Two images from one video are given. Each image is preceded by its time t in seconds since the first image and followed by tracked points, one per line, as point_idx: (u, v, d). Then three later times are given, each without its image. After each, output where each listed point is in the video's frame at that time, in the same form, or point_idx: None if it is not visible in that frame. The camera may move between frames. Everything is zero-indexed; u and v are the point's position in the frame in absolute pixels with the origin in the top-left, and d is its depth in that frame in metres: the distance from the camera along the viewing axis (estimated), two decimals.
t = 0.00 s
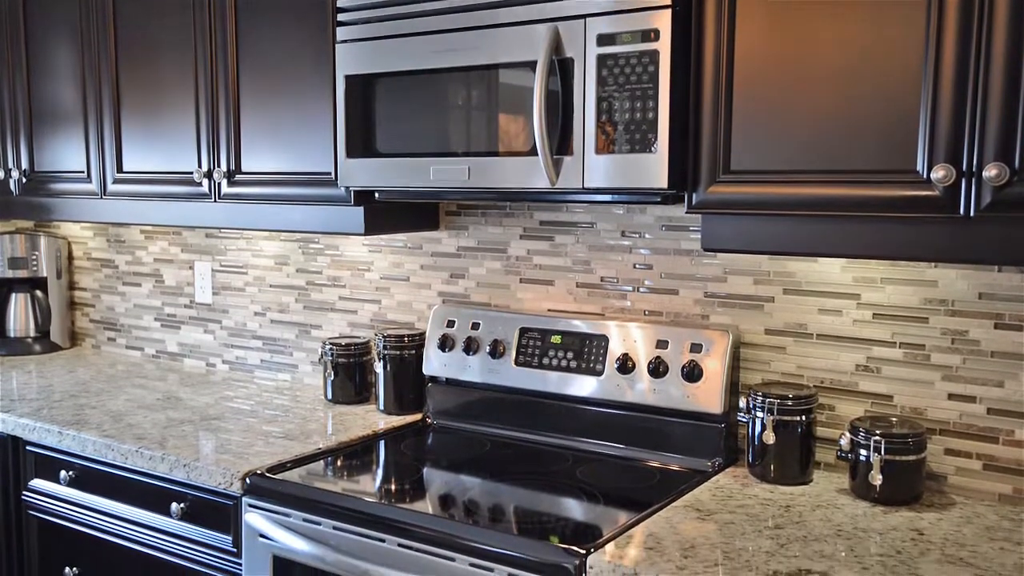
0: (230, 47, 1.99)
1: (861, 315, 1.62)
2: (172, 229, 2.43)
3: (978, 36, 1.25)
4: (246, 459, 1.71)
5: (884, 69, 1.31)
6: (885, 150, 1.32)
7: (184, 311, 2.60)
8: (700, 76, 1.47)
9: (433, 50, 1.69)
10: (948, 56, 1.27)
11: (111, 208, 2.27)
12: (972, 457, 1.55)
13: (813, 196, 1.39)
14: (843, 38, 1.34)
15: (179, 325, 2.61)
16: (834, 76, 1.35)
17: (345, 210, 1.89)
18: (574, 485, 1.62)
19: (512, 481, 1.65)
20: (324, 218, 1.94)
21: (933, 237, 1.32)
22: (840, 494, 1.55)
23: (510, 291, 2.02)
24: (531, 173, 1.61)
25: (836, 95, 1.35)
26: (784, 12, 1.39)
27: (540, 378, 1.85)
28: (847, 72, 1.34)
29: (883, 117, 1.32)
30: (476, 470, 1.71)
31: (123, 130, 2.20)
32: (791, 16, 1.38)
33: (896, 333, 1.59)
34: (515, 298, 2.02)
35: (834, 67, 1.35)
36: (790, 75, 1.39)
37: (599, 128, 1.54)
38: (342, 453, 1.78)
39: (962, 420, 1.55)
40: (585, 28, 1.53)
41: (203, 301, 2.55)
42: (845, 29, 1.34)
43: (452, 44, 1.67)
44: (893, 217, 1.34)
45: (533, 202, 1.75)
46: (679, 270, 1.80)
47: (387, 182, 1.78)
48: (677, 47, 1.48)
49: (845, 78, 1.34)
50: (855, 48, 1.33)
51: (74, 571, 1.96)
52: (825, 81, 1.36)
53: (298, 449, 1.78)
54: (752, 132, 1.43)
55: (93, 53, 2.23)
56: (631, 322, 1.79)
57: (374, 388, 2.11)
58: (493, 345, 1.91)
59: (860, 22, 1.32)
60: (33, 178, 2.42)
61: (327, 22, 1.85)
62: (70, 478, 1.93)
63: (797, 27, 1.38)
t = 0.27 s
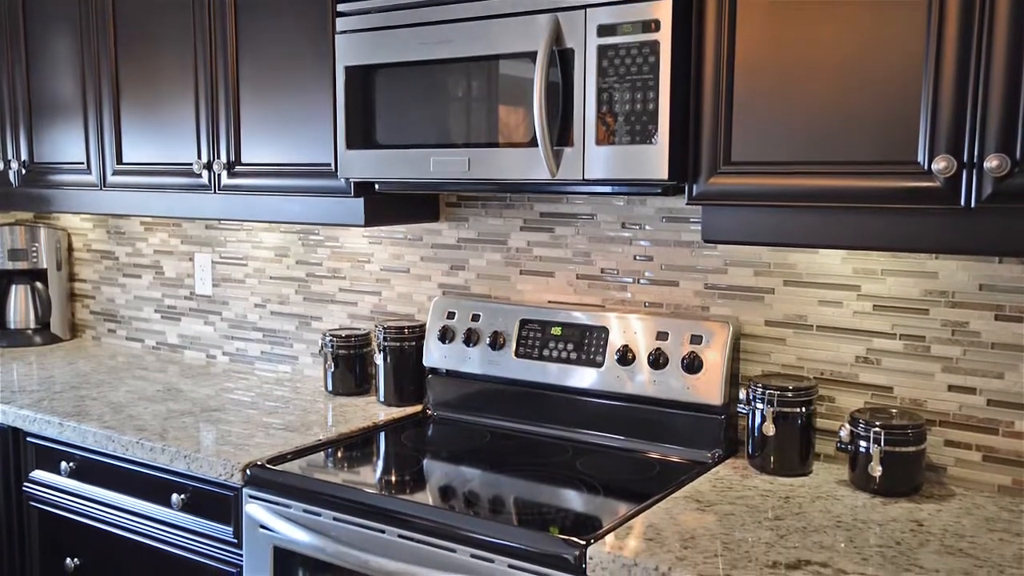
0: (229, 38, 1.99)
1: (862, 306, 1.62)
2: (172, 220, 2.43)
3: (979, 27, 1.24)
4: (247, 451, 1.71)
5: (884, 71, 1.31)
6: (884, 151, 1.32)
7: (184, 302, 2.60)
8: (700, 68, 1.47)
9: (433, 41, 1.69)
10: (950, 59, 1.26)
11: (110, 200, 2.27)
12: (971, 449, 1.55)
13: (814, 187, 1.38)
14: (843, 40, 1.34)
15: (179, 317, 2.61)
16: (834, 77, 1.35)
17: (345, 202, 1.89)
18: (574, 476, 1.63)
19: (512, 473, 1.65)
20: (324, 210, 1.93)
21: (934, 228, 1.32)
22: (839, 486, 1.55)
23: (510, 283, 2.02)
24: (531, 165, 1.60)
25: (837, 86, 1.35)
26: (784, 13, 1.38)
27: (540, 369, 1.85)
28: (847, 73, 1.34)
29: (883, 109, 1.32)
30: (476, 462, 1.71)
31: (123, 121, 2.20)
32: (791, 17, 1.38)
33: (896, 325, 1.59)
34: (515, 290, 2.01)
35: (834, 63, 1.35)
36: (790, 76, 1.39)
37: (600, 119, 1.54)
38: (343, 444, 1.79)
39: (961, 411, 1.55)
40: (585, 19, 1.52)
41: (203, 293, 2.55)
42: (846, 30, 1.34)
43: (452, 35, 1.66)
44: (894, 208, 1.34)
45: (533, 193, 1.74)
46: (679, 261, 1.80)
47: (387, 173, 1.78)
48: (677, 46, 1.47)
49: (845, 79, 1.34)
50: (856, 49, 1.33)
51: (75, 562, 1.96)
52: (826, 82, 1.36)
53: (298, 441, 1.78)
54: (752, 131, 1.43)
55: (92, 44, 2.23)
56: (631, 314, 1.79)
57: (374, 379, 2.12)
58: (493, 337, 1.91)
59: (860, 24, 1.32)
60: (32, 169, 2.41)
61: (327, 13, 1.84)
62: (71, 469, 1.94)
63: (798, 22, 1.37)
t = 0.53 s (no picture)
0: (228, 28, 1.98)
1: (862, 298, 1.62)
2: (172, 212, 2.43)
3: (981, 18, 1.24)
4: (247, 442, 1.71)
5: (884, 72, 1.31)
6: (884, 147, 1.32)
7: (184, 294, 2.60)
8: (700, 59, 1.47)
9: (433, 32, 1.68)
10: (951, 60, 1.26)
11: (110, 191, 2.27)
12: (971, 440, 1.55)
13: (814, 179, 1.38)
14: (844, 31, 1.33)
15: (179, 308, 2.61)
16: (834, 77, 1.35)
17: (345, 193, 1.89)
18: (574, 468, 1.63)
19: (512, 464, 1.65)
20: (324, 201, 1.93)
21: (935, 220, 1.32)
22: (839, 477, 1.55)
23: (510, 275, 2.02)
24: (531, 156, 1.60)
25: (838, 78, 1.35)
26: (784, 4, 1.38)
27: (540, 361, 1.85)
28: (847, 74, 1.34)
29: (883, 100, 1.31)
30: (477, 453, 1.71)
31: (122, 112, 2.20)
32: (791, 9, 1.37)
33: (896, 317, 1.59)
34: (515, 282, 2.01)
35: (835, 55, 1.35)
36: (790, 76, 1.39)
37: (600, 110, 1.53)
38: (343, 436, 1.79)
39: (961, 403, 1.55)
40: (585, 10, 1.52)
41: (203, 285, 2.55)
42: (846, 22, 1.33)
43: (452, 26, 1.66)
44: (894, 199, 1.33)
45: (533, 184, 1.74)
46: (679, 253, 1.80)
47: (387, 165, 1.78)
48: (677, 46, 1.47)
49: (845, 79, 1.34)
50: (856, 40, 1.33)
51: (76, 553, 1.97)
52: (826, 83, 1.36)
53: (299, 433, 1.78)
54: (752, 129, 1.43)
55: (91, 35, 2.22)
56: (631, 305, 1.78)
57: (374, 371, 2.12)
58: (493, 329, 1.91)
59: (861, 15, 1.32)
60: (31, 161, 2.41)
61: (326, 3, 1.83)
62: (72, 460, 1.94)
63: (798, 14, 1.37)
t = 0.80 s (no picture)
0: (227, 17, 1.97)
1: (862, 288, 1.62)
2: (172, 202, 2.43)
3: (983, 6, 1.23)
4: (247, 432, 1.72)
5: (885, 61, 1.31)
6: (885, 136, 1.32)
7: (184, 284, 2.60)
8: (701, 48, 1.46)
9: (433, 21, 1.67)
10: (952, 53, 1.26)
11: (109, 181, 2.26)
12: (971, 430, 1.55)
13: (814, 168, 1.38)
14: (845, 20, 1.33)
15: (179, 298, 2.62)
16: (835, 67, 1.35)
17: (345, 182, 1.88)
18: (574, 457, 1.63)
19: (512, 454, 1.65)
20: (324, 191, 1.93)
21: (936, 209, 1.32)
22: (839, 466, 1.55)
23: (510, 265, 2.02)
24: (531, 146, 1.60)
25: (839, 67, 1.34)
26: None
27: (540, 351, 1.85)
28: (848, 63, 1.33)
29: (885, 90, 1.31)
30: (477, 443, 1.72)
31: (121, 101, 2.19)
32: None
33: (897, 307, 1.59)
34: (515, 272, 2.01)
35: (836, 44, 1.34)
36: (791, 65, 1.38)
37: (601, 100, 1.53)
38: (343, 425, 1.79)
39: (961, 392, 1.55)
40: None
41: (203, 275, 2.55)
42: (847, 11, 1.33)
43: (452, 15, 1.65)
44: (895, 188, 1.33)
45: (533, 174, 1.74)
46: (679, 243, 1.80)
47: (387, 155, 1.78)
48: (678, 35, 1.47)
49: (846, 68, 1.34)
50: (857, 29, 1.32)
51: (77, 542, 1.97)
52: (827, 72, 1.35)
53: (299, 422, 1.79)
54: (753, 123, 1.43)
55: (89, 23, 2.21)
56: (631, 295, 1.78)
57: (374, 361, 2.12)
58: (493, 318, 1.91)
59: (863, 4, 1.31)
60: (30, 150, 2.41)
61: None
62: (72, 449, 1.94)
63: (799, 2, 1.36)
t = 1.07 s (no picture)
0: (226, 6, 1.97)
1: (862, 279, 1.62)
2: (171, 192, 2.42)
3: None
4: (247, 422, 1.72)
5: (886, 51, 1.30)
6: (886, 127, 1.32)
7: (184, 275, 2.60)
8: (702, 38, 1.46)
9: (433, 11, 1.67)
10: (954, 43, 1.25)
11: (109, 171, 2.26)
12: (970, 421, 1.55)
13: (815, 159, 1.38)
14: (846, 10, 1.32)
15: (179, 289, 2.61)
16: (836, 57, 1.34)
17: (345, 173, 1.88)
18: (575, 447, 1.63)
19: (512, 444, 1.66)
20: (324, 181, 1.93)
21: (936, 199, 1.31)
22: (839, 457, 1.56)
23: (510, 255, 2.02)
24: (532, 136, 1.60)
25: (840, 57, 1.34)
26: None
27: (540, 341, 1.85)
28: (849, 53, 1.33)
29: (886, 80, 1.31)
30: (477, 433, 1.72)
31: (121, 92, 2.19)
32: None
33: (897, 297, 1.59)
34: (515, 263, 2.01)
35: (837, 33, 1.34)
36: (791, 55, 1.38)
37: (601, 90, 1.53)
38: (343, 416, 1.79)
39: (961, 382, 1.55)
40: None
41: (203, 265, 2.55)
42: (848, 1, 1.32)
43: (452, 5, 1.64)
44: (896, 179, 1.33)
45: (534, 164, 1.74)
46: (679, 234, 1.80)
47: (387, 145, 1.77)
48: (679, 25, 1.46)
49: (847, 58, 1.33)
50: (859, 19, 1.31)
51: (78, 531, 1.98)
52: (828, 62, 1.35)
53: (299, 413, 1.79)
54: (754, 115, 1.43)
55: (88, 13, 2.20)
56: (632, 286, 1.78)
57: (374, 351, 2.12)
58: (493, 309, 1.91)
59: None
60: (30, 141, 2.40)
61: None
62: (73, 440, 1.94)
63: None
